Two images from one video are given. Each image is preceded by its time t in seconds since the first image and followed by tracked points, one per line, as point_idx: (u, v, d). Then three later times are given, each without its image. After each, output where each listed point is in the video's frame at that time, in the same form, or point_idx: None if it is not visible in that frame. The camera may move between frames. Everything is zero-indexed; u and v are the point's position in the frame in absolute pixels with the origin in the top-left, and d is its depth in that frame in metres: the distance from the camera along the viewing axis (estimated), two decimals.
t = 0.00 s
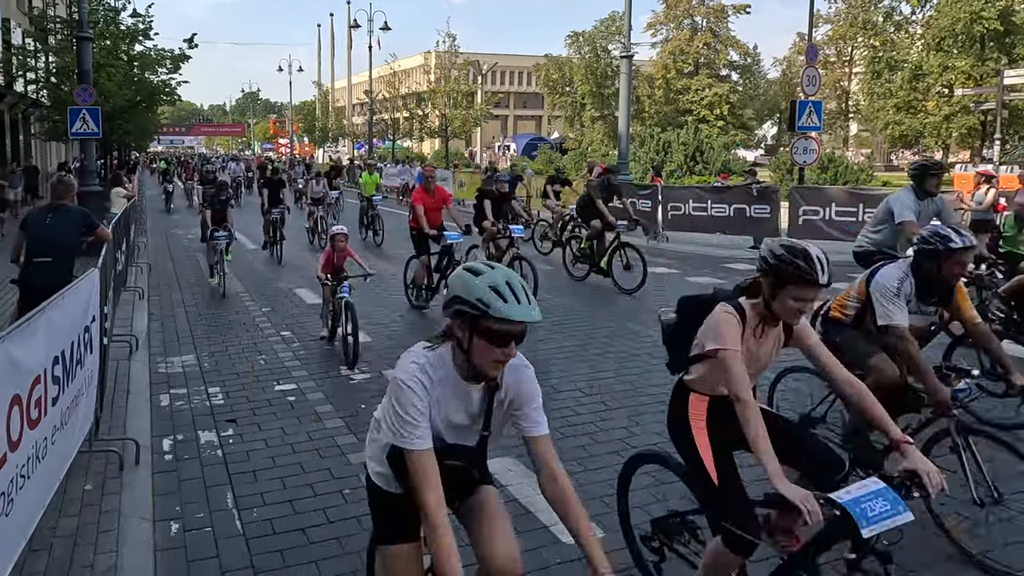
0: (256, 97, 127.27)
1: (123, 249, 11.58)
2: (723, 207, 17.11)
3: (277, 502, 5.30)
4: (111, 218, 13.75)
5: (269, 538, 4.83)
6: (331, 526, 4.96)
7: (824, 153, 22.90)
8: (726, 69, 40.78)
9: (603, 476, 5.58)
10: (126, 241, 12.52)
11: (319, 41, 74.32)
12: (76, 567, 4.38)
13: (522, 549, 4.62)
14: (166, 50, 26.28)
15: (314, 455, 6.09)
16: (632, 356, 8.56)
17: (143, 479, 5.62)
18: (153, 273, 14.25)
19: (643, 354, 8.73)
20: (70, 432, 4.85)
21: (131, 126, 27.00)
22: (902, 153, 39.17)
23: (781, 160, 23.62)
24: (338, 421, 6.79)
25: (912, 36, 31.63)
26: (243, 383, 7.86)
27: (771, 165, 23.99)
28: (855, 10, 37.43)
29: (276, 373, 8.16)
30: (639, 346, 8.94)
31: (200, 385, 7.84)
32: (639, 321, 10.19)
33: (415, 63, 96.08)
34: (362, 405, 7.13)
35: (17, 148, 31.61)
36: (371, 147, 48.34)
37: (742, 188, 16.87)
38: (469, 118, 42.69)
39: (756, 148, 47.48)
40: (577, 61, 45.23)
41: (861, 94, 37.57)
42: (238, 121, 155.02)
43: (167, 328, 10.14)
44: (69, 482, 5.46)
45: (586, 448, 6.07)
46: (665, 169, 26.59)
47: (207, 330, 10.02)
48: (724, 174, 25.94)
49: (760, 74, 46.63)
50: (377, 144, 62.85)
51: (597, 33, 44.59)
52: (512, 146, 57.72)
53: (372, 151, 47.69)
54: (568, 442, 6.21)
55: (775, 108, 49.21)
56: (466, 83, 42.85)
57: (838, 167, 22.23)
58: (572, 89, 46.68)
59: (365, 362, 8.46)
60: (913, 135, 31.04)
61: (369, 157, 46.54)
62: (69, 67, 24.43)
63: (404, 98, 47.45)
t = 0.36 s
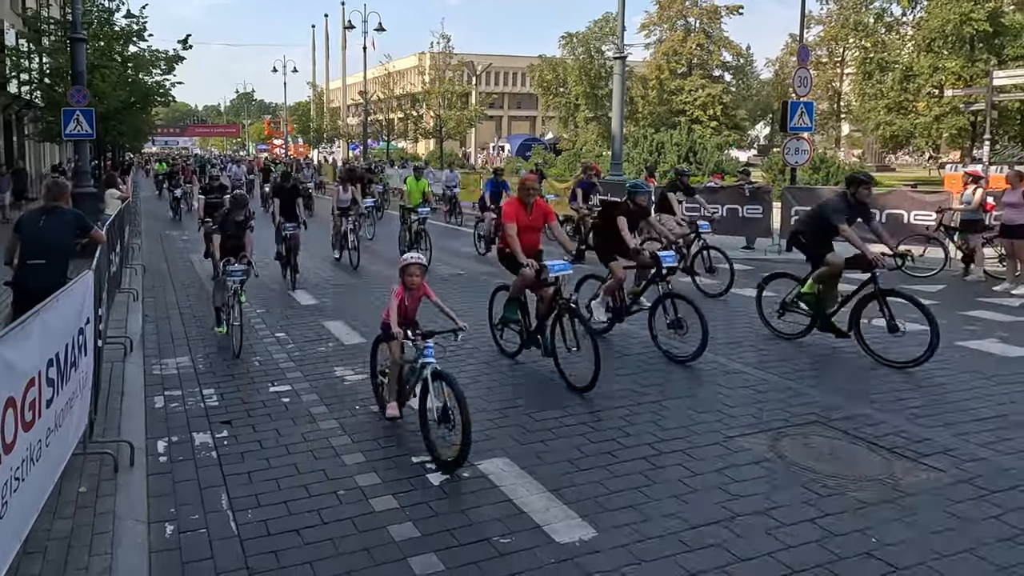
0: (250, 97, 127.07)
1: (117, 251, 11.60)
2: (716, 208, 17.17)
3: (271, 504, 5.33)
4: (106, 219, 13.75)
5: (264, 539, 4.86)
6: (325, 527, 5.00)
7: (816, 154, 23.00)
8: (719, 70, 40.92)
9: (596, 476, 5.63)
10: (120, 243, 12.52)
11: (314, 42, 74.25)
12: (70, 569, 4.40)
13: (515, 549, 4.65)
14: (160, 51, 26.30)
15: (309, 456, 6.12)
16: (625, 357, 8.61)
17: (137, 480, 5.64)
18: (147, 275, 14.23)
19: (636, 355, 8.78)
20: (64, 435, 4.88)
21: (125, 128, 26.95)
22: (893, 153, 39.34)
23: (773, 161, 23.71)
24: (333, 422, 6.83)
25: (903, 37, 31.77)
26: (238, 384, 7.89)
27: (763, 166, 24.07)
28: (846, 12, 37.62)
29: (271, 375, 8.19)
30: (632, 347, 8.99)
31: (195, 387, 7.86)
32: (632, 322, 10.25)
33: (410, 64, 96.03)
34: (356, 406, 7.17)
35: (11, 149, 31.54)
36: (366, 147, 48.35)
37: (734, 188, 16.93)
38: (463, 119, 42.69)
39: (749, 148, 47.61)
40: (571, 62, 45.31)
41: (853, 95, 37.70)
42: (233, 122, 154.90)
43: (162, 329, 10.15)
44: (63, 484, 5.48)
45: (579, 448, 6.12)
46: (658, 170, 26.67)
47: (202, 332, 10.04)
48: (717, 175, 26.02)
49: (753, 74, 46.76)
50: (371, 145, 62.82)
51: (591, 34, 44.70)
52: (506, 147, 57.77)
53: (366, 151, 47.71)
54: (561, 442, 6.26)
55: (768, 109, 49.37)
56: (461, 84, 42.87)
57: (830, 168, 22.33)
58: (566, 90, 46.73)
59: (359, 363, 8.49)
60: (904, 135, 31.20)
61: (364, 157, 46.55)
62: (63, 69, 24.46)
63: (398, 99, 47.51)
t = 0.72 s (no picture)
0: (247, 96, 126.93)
1: (113, 249, 11.59)
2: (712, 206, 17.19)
3: (267, 502, 5.33)
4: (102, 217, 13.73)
5: (260, 537, 4.86)
6: (320, 525, 5.00)
7: (813, 152, 23.02)
8: (716, 68, 40.93)
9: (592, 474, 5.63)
10: (116, 241, 12.52)
11: (311, 39, 74.18)
12: (65, 567, 4.40)
13: (511, 547, 4.66)
14: (157, 50, 26.25)
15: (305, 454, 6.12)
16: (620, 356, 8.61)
17: (133, 479, 5.64)
18: (143, 273, 14.22)
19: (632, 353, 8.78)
20: (59, 433, 4.87)
21: (122, 126, 26.89)
22: (890, 151, 39.34)
23: (769, 159, 23.74)
24: (328, 419, 6.83)
25: (899, 36, 31.81)
26: (234, 383, 7.88)
27: (760, 164, 24.09)
28: (842, 11, 37.66)
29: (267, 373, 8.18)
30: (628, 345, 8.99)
31: (191, 385, 7.85)
32: (628, 319, 10.26)
33: (407, 63, 95.93)
34: (353, 404, 7.17)
35: (8, 147, 31.49)
36: (363, 145, 48.31)
37: (731, 186, 16.94)
38: (461, 118, 42.66)
39: (746, 147, 47.59)
40: (568, 61, 45.33)
41: (849, 93, 37.72)
42: (231, 120, 154.84)
43: (159, 328, 10.14)
44: (59, 482, 5.47)
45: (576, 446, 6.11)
46: (655, 169, 26.68)
47: (198, 330, 10.02)
48: (714, 173, 26.03)
49: (750, 73, 46.78)
50: (369, 144, 62.80)
51: (588, 33, 44.69)
52: (503, 146, 57.77)
53: (364, 150, 47.68)
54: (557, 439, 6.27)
55: (765, 107, 49.39)
56: (458, 83, 42.84)
57: (826, 167, 22.35)
58: (564, 89, 46.71)
59: (356, 361, 8.50)
60: (900, 134, 31.23)
61: (361, 156, 46.53)
62: (60, 67, 24.41)
63: (395, 98, 47.53)
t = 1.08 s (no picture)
0: (248, 97, 127.02)
1: (115, 250, 11.59)
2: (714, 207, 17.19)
3: (268, 503, 5.32)
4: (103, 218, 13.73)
5: (261, 539, 4.85)
6: (321, 526, 4.99)
7: (815, 154, 23.02)
8: (718, 69, 40.95)
9: (594, 475, 5.61)
10: (118, 242, 12.52)
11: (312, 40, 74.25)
12: (66, 569, 4.39)
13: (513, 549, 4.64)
14: (158, 51, 26.28)
15: (307, 455, 6.11)
16: (622, 356, 8.60)
17: (134, 480, 5.63)
18: (145, 274, 14.22)
19: (634, 353, 8.77)
20: (60, 434, 4.86)
21: (124, 127, 26.88)
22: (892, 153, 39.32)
23: (771, 160, 23.74)
24: (329, 421, 6.82)
25: (901, 37, 31.82)
26: (236, 384, 7.87)
27: (762, 165, 24.07)
28: (844, 12, 37.67)
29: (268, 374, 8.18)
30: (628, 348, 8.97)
31: (193, 386, 7.85)
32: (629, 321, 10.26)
33: (409, 64, 95.97)
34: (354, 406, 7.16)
35: (9, 149, 31.53)
36: (365, 146, 48.35)
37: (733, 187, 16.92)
38: (462, 119, 42.67)
39: (748, 148, 47.58)
40: (570, 62, 45.38)
41: (851, 94, 37.71)
42: (232, 122, 155.01)
43: (160, 329, 10.12)
44: (60, 483, 5.46)
45: (578, 448, 6.10)
46: (657, 170, 26.69)
47: (200, 331, 10.01)
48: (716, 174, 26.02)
49: (752, 74, 46.78)
50: (370, 145, 62.83)
51: (590, 34, 44.70)
52: (505, 147, 57.81)
53: (366, 151, 47.71)
54: (559, 441, 6.26)
55: (767, 109, 49.42)
56: (459, 84, 42.83)
57: (829, 168, 22.34)
58: (565, 90, 46.74)
59: (357, 363, 8.49)
60: (903, 135, 31.20)
61: (363, 156, 46.56)
62: (61, 68, 24.41)
63: (397, 99, 47.56)
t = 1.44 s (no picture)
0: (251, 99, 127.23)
1: (118, 254, 11.60)
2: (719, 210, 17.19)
3: (273, 507, 5.31)
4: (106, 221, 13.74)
5: (265, 543, 4.84)
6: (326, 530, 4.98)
7: (819, 157, 23.02)
8: (721, 72, 40.97)
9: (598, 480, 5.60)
10: (122, 245, 12.54)
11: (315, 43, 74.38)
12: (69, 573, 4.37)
13: (519, 553, 4.63)
14: (162, 54, 26.33)
15: (311, 459, 6.10)
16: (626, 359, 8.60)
17: (138, 483, 5.62)
18: (148, 277, 14.23)
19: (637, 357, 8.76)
20: (65, 437, 4.86)
21: (128, 130, 26.93)
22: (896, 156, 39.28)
23: (775, 164, 23.75)
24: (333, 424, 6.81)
25: (906, 40, 31.84)
26: (240, 387, 7.86)
27: (767, 168, 24.06)
28: (848, 15, 37.68)
29: (272, 377, 8.18)
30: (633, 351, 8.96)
31: (197, 389, 7.85)
32: (633, 324, 10.25)
33: (412, 66, 96.12)
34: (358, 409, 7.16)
35: (13, 152, 31.61)
36: (368, 149, 48.42)
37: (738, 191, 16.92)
38: (466, 122, 42.71)
39: (752, 151, 47.57)
40: (573, 65, 45.46)
41: (856, 97, 37.69)
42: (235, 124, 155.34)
43: (164, 332, 10.13)
44: (64, 487, 5.46)
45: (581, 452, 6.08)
46: (660, 173, 26.70)
47: (203, 334, 10.01)
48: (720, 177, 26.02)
49: (755, 77, 46.76)
50: (374, 148, 62.91)
51: (593, 37, 44.75)
52: (508, 150, 57.84)
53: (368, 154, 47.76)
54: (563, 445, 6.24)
55: (770, 112, 49.44)
56: (463, 87, 42.84)
57: (833, 171, 22.35)
58: (568, 93, 46.80)
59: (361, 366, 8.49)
60: (907, 138, 31.17)
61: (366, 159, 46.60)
62: (65, 71, 24.42)
63: (400, 101, 47.67)
